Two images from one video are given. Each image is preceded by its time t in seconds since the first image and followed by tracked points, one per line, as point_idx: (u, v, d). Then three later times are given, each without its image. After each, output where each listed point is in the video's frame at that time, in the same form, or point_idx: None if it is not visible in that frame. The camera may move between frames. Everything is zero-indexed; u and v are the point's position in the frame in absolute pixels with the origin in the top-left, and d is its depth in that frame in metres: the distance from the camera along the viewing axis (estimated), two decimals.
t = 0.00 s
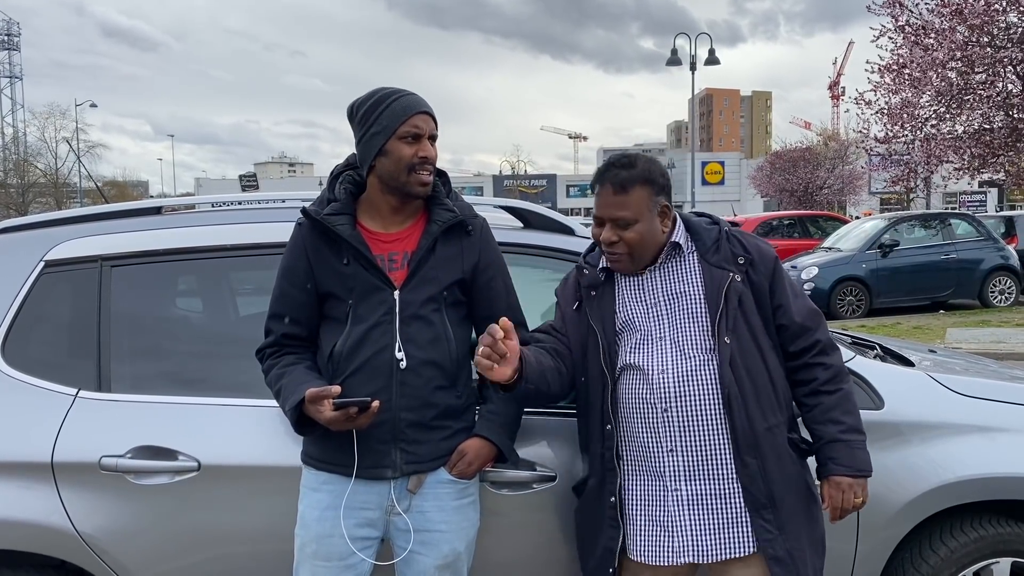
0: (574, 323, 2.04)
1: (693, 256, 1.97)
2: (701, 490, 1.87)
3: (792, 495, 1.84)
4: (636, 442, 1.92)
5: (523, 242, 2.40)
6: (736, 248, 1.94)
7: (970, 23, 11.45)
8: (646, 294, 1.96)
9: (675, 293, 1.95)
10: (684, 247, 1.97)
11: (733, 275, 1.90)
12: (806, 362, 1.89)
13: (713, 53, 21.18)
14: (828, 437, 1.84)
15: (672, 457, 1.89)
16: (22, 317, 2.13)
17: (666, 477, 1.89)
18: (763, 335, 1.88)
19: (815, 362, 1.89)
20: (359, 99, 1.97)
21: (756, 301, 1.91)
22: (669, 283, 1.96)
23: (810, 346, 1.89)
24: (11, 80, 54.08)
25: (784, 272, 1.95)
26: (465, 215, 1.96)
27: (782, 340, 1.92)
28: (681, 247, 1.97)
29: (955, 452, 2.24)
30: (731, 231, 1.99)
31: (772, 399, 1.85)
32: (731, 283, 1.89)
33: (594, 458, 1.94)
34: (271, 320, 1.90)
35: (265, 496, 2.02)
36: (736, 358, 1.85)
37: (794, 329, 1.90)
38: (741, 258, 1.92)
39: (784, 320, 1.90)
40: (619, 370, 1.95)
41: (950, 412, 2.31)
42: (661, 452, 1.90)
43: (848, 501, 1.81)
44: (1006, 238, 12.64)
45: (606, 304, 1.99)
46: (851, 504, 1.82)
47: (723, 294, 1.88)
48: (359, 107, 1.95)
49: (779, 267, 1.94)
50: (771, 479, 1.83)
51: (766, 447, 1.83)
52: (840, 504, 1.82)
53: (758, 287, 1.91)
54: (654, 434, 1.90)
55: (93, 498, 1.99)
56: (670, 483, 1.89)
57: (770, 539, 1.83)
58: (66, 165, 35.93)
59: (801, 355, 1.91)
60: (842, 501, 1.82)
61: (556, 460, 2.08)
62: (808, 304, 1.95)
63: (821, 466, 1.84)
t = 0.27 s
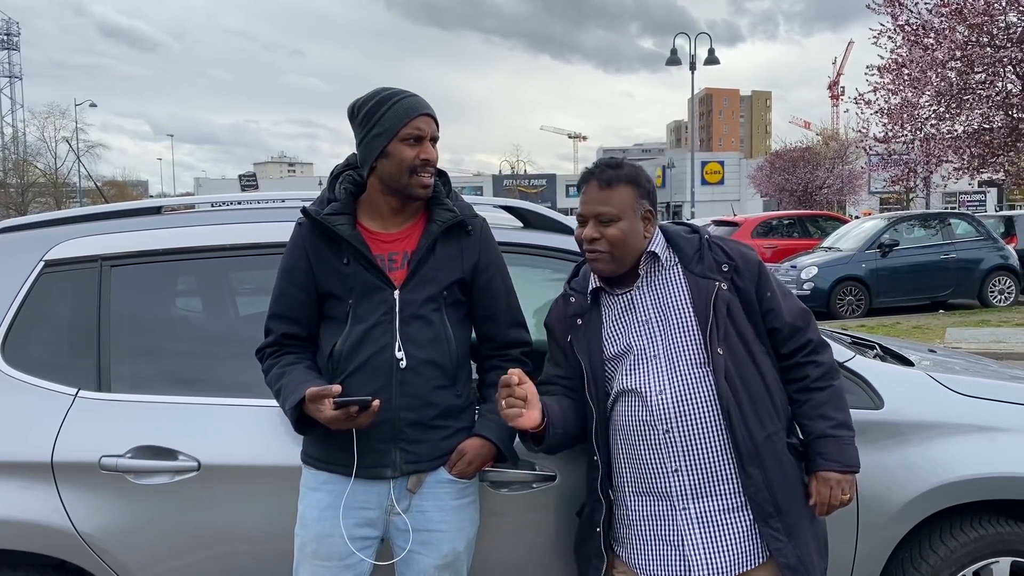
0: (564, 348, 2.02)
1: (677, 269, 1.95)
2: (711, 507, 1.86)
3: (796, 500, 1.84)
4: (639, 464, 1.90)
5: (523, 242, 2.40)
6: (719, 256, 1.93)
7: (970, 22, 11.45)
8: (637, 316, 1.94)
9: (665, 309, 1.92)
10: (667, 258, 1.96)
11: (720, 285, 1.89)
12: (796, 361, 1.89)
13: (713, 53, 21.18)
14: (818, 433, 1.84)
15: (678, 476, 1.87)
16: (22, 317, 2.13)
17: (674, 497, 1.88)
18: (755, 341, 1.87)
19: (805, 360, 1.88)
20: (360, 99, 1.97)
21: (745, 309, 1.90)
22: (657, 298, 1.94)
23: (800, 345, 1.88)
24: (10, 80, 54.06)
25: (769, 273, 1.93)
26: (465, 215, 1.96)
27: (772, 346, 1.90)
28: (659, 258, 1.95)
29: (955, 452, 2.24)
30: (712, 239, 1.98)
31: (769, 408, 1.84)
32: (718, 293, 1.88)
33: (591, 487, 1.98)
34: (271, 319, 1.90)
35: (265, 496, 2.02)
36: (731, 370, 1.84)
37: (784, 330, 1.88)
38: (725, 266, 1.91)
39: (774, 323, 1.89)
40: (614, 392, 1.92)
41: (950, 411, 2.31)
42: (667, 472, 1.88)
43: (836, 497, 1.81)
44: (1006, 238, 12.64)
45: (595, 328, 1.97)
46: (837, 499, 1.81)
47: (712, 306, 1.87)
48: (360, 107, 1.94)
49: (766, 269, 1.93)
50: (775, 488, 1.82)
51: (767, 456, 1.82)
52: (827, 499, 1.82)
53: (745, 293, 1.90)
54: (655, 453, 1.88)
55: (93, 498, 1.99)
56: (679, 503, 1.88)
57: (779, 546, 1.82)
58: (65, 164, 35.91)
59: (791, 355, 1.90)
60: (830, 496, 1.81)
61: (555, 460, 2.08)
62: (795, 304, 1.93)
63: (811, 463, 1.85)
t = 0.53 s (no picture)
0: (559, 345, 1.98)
1: (674, 273, 1.96)
2: (708, 510, 1.86)
3: (789, 503, 1.84)
4: (640, 468, 1.89)
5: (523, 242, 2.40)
6: (715, 260, 1.94)
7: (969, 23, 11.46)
8: (634, 320, 1.93)
9: (662, 312, 1.92)
10: (663, 262, 1.97)
11: (716, 288, 1.89)
12: (787, 365, 1.91)
13: (712, 53, 21.19)
14: (806, 434, 1.84)
15: (679, 480, 1.87)
16: (22, 317, 2.13)
17: (674, 500, 1.87)
18: (751, 345, 1.88)
19: (796, 364, 1.90)
20: (361, 99, 1.97)
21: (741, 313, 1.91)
22: (653, 301, 1.94)
23: (790, 349, 1.91)
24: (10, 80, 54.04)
25: (763, 280, 1.96)
26: (465, 215, 1.96)
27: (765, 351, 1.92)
28: (661, 263, 1.98)
29: (954, 451, 2.25)
30: (709, 244, 1.99)
31: (764, 411, 1.84)
32: (715, 297, 1.88)
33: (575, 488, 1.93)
34: (271, 319, 1.90)
35: (265, 496, 2.02)
36: (728, 373, 1.84)
37: (778, 336, 1.91)
38: (722, 270, 1.92)
39: (768, 327, 1.91)
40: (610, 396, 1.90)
41: (950, 411, 2.32)
42: (665, 475, 1.87)
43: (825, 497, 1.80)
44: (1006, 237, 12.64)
45: (592, 328, 1.94)
46: (825, 499, 1.81)
47: (709, 309, 1.87)
48: (360, 108, 1.95)
49: (760, 276, 1.95)
50: (769, 491, 1.82)
51: (762, 459, 1.82)
52: (815, 500, 1.81)
53: (740, 298, 1.91)
54: (652, 456, 1.87)
55: (93, 498, 1.99)
56: (680, 506, 1.87)
57: (770, 550, 1.82)
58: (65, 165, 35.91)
59: (783, 359, 1.92)
60: (819, 495, 1.80)
61: (555, 460, 2.09)
62: (787, 310, 1.96)
63: (798, 463, 1.84)
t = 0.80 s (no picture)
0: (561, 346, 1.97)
1: (676, 271, 1.96)
2: (715, 507, 1.85)
3: (795, 499, 1.85)
4: (646, 466, 1.87)
5: (523, 243, 2.40)
6: (716, 259, 1.95)
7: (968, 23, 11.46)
8: (637, 318, 1.92)
9: (665, 310, 1.92)
10: (665, 262, 1.98)
11: (719, 286, 1.90)
12: (790, 361, 1.92)
13: (712, 54, 21.20)
14: (816, 430, 1.86)
15: (686, 478, 1.85)
16: (21, 318, 2.13)
17: (681, 498, 1.86)
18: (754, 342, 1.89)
19: (800, 360, 1.92)
20: (360, 101, 1.97)
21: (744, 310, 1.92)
22: (655, 300, 1.93)
23: (796, 345, 1.92)
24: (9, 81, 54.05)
25: (764, 278, 1.98)
26: (465, 216, 1.96)
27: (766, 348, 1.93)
28: (663, 262, 1.97)
29: (954, 451, 2.25)
30: (708, 242, 2.00)
31: (769, 408, 1.85)
32: (719, 294, 1.88)
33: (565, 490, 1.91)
34: (271, 320, 1.90)
35: (264, 496, 2.02)
36: (734, 370, 1.84)
37: (780, 333, 1.93)
38: (723, 268, 1.93)
39: (769, 323, 1.93)
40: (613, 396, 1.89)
41: (949, 411, 2.32)
42: (672, 473, 1.86)
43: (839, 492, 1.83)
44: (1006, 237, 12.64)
45: (595, 327, 1.93)
46: (839, 492, 1.83)
47: (714, 306, 1.88)
48: (359, 111, 1.95)
49: (761, 274, 1.97)
50: (777, 487, 1.83)
51: (769, 455, 1.83)
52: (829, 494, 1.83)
53: (742, 295, 1.92)
54: (660, 455, 1.86)
55: (92, 498, 1.99)
56: (687, 504, 1.86)
57: (779, 545, 1.82)
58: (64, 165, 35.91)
59: (785, 356, 1.93)
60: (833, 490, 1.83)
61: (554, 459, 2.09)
62: (786, 307, 1.97)
63: (810, 459, 1.85)
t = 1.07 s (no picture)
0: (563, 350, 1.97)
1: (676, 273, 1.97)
2: (716, 510, 1.85)
3: (795, 501, 1.85)
4: (647, 469, 1.88)
5: (522, 243, 2.41)
6: (716, 261, 1.96)
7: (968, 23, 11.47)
8: (639, 320, 1.92)
9: (667, 312, 1.92)
10: (665, 263, 1.98)
11: (719, 288, 1.90)
12: (790, 363, 1.93)
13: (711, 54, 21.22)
14: (817, 431, 1.86)
15: (687, 481, 1.86)
16: (21, 319, 2.13)
17: (682, 502, 1.86)
18: (753, 344, 1.89)
19: (799, 362, 1.92)
20: (359, 101, 1.98)
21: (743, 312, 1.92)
22: (655, 302, 1.94)
23: (794, 347, 1.93)
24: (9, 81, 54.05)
25: (762, 279, 1.98)
26: (463, 217, 1.96)
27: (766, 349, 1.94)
28: (663, 264, 1.97)
29: (952, 452, 2.25)
30: (707, 244, 2.01)
31: (769, 410, 1.86)
32: (720, 296, 1.89)
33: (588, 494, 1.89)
34: (270, 321, 1.90)
35: (264, 497, 2.02)
36: (735, 373, 1.85)
37: (779, 334, 1.93)
38: (723, 270, 1.94)
39: (768, 325, 1.94)
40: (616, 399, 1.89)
41: (948, 412, 2.32)
42: (674, 477, 1.86)
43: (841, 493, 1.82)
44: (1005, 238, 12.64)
45: (597, 330, 1.93)
46: (841, 493, 1.83)
47: (714, 308, 1.88)
48: (358, 109, 1.96)
49: (759, 275, 1.98)
50: (777, 490, 1.83)
51: (769, 458, 1.83)
52: (832, 493, 1.83)
53: (742, 297, 1.93)
54: (661, 458, 1.86)
55: (91, 499, 1.99)
56: (688, 508, 1.86)
57: (778, 548, 1.82)
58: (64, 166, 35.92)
59: (783, 358, 1.94)
60: (835, 490, 1.83)
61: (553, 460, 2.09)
62: (785, 309, 1.98)
63: (811, 459, 1.85)
